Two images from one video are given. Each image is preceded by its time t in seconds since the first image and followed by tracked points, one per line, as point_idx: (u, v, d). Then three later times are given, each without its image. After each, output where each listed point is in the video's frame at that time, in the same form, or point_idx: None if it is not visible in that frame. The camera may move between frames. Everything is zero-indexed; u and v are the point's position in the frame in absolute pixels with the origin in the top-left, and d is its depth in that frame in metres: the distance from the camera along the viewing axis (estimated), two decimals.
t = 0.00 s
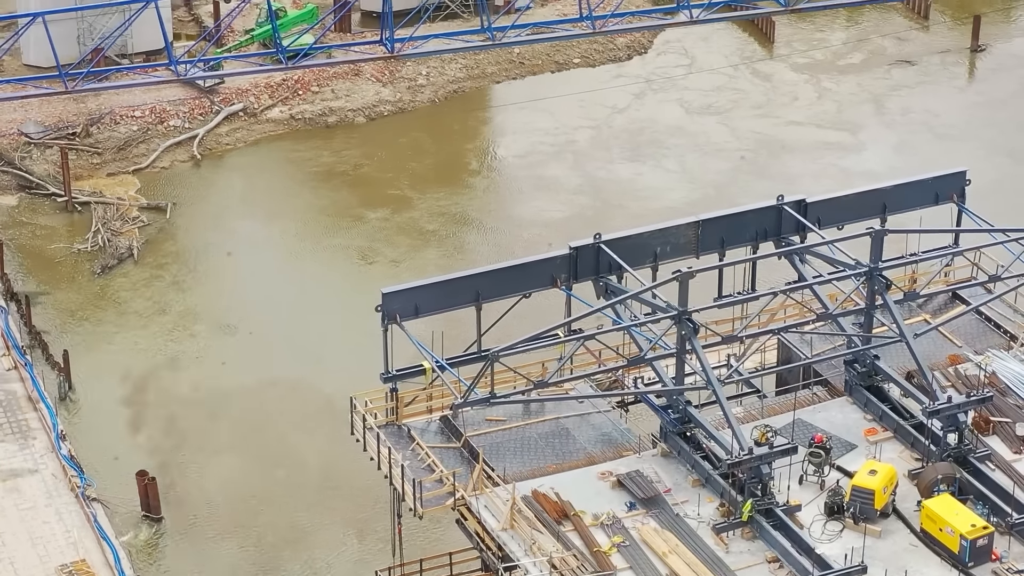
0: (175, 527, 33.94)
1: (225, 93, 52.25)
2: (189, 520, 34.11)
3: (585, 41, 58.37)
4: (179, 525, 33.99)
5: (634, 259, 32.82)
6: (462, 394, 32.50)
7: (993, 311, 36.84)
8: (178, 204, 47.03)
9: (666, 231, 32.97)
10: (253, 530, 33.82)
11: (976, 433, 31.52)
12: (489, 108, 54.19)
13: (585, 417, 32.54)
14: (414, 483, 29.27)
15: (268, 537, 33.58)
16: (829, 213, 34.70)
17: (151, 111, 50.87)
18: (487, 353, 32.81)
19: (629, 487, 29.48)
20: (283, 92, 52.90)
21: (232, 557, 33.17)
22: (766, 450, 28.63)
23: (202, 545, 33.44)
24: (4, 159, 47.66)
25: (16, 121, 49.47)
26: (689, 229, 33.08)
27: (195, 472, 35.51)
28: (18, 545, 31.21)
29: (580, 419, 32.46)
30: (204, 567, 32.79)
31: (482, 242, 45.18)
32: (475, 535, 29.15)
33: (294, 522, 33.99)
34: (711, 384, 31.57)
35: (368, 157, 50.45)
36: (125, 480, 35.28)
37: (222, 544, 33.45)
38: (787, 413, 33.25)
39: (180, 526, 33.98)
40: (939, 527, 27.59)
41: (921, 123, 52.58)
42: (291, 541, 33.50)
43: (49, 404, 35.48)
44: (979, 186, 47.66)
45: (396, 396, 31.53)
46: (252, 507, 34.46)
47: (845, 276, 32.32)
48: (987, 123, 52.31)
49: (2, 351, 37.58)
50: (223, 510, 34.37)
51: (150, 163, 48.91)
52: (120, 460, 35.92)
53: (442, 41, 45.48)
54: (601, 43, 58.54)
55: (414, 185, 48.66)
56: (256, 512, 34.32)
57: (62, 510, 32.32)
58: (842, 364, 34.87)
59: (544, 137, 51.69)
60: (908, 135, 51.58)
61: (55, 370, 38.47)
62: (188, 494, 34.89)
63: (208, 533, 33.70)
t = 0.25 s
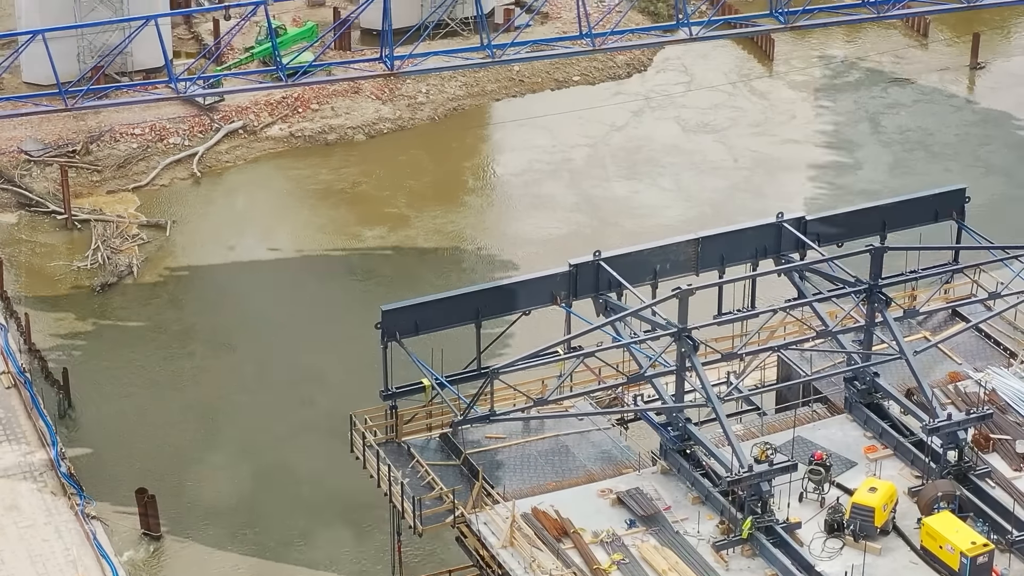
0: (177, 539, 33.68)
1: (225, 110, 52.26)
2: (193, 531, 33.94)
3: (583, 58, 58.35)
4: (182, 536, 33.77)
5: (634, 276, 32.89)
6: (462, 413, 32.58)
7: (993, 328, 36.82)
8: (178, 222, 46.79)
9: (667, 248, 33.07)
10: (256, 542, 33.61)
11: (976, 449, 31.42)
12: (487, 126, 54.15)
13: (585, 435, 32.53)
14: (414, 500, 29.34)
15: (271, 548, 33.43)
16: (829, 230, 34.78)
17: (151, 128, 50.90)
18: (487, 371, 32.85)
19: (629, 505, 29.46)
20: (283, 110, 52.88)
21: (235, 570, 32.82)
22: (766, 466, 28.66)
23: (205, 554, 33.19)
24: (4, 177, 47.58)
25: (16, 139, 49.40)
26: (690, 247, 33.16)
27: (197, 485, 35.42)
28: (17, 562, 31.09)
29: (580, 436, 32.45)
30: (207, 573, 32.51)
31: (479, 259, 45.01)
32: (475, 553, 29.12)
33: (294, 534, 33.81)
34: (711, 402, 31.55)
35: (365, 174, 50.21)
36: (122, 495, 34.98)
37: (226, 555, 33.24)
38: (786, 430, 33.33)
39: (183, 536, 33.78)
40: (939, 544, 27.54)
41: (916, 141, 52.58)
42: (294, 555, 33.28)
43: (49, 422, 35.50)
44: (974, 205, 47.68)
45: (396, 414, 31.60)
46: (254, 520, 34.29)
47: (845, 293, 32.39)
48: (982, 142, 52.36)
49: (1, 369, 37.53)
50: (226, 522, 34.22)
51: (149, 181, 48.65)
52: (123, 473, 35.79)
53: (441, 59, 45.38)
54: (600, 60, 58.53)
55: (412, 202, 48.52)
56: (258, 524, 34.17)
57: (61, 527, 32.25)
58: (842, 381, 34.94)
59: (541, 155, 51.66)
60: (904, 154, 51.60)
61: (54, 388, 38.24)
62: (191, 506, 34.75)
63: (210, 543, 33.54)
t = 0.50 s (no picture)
0: (181, 538, 33.94)
1: (225, 126, 52.24)
2: (195, 531, 34.16)
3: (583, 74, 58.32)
4: (185, 537, 33.99)
5: (634, 291, 32.89)
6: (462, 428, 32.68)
7: (994, 344, 36.82)
8: (178, 236, 46.71)
9: (666, 263, 33.08)
10: (257, 543, 33.79)
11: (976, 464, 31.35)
12: (486, 142, 54.12)
13: (585, 449, 32.49)
14: (414, 515, 29.35)
15: (271, 550, 33.62)
16: (828, 244, 34.77)
17: (151, 143, 50.81)
18: (487, 386, 32.85)
19: (629, 519, 29.42)
20: (283, 125, 52.86)
21: None
22: (767, 482, 28.50)
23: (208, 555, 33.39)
24: (4, 192, 47.44)
25: (16, 154, 49.29)
26: (690, 261, 33.15)
27: (199, 487, 35.64)
28: None
29: (580, 451, 32.40)
30: None
31: (476, 275, 44.98)
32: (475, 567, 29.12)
33: (295, 536, 33.99)
34: (711, 416, 31.52)
35: (364, 189, 50.14)
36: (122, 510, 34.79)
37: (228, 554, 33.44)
38: (786, 445, 33.67)
39: (185, 537, 34.00)
40: (940, 560, 27.47)
41: (913, 157, 52.54)
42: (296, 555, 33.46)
43: (49, 438, 35.49)
44: (971, 221, 47.69)
45: (397, 428, 31.65)
46: (256, 522, 34.48)
47: (844, 308, 32.40)
48: (978, 158, 52.39)
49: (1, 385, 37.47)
50: (227, 523, 34.43)
51: (149, 196, 48.52)
52: (126, 475, 36.04)
53: (441, 74, 45.32)
54: (600, 75, 58.50)
55: (409, 218, 48.46)
56: (260, 526, 34.35)
57: (61, 542, 32.14)
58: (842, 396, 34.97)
59: (538, 171, 51.61)
60: (901, 170, 51.62)
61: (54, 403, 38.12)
62: (193, 508, 34.95)
63: (212, 543, 33.78)
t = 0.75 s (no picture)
0: (191, 536, 34.40)
1: (229, 142, 52.16)
2: (203, 530, 34.62)
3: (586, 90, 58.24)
4: (194, 535, 34.45)
5: (637, 308, 32.87)
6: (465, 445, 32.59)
7: (997, 360, 36.85)
8: (181, 253, 46.65)
9: (670, 280, 33.04)
10: (265, 542, 34.21)
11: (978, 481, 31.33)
12: (491, 159, 54.12)
13: (588, 466, 32.41)
14: (417, 532, 29.27)
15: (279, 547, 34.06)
16: (831, 262, 34.76)
17: (154, 160, 50.66)
18: (490, 403, 32.85)
19: (632, 537, 29.32)
20: (287, 142, 52.83)
21: None
22: (770, 499, 28.80)
23: (216, 554, 33.80)
24: (7, 209, 47.18)
25: (19, 171, 49.08)
26: (693, 278, 33.09)
27: (206, 488, 36.07)
28: None
29: (583, 468, 32.27)
30: None
31: (476, 293, 44.93)
32: None
33: (302, 536, 34.37)
34: (714, 433, 31.50)
35: (366, 207, 50.18)
36: (124, 526, 34.63)
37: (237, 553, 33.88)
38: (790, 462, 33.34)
39: (193, 535, 34.46)
40: None
41: (914, 176, 52.54)
42: (303, 553, 33.89)
43: (52, 455, 35.40)
44: (971, 241, 47.70)
45: (398, 445, 31.63)
46: (263, 523, 34.85)
47: (847, 326, 32.42)
48: (978, 176, 52.41)
49: (4, 401, 37.36)
50: (235, 522, 34.89)
51: (153, 213, 48.44)
52: (135, 477, 36.51)
53: (445, 91, 45.32)
54: (603, 92, 58.45)
55: (410, 236, 48.47)
56: (267, 527, 34.73)
57: (64, 559, 32.05)
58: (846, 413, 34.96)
59: (539, 189, 51.59)
60: (902, 188, 51.64)
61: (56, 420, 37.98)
62: (200, 509, 35.35)
63: (221, 541, 34.25)
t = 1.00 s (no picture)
0: (199, 535, 34.72)
1: (232, 157, 51.89)
2: (210, 528, 34.99)
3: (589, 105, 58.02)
4: (201, 534, 34.79)
5: (640, 323, 32.84)
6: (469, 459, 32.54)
7: (1001, 375, 36.77)
8: (185, 268, 46.51)
9: (673, 295, 33.02)
10: (270, 540, 34.55)
11: (982, 496, 31.34)
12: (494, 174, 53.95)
13: (591, 481, 32.38)
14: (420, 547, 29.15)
15: (284, 543, 34.44)
16: (835, 277, 34.74)
17: (158, 175, 50.59)
18: (492, 418, 32.95)
19: (636, 552, 29.30)
20: (290, 157, 52.62)
21: None
22: (774, 513, 28.86)
23: (224, 552, 34.18)
24: (10, 223, 46.88)
25: (23, 186, 48.72)
26: (696, 293, 33.09)
27: (208, 491, 36.32)
28: None
29: (586, 483, 32.27)
30: None
31: (475, 311, 44.61)
32: None
33: (300, 539, 34.54)
34: (718, 448, 31.48)
35: (369, 223, 50.07)
36: (127, 540, 34.43)
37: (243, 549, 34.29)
38: (793, 476, 33.29)
39: (200, 533, 34.81)
40: None
41: (915, 192, 52.33)
42: (307, 550, 34.25)
43: (56, 469, 35.26)
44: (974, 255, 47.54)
45: (402, 459, 31.52)
46: (265, 525, 35.09)
47: (851, 340, 32.42)
48: (978, 193, 52.31)
49: (7, 416, 37.20)
50: (240, 521, 35.23)
51: (157, 228, 48.31)
52: (142, 477, 36.90)
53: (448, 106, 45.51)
54: (606, 107, 58.24)
55: (410, 252, 48.30)
56: (265, 530, 34.90)
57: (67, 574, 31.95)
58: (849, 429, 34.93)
59: (540, 204, 51.44)
60: (903, 205, 51.54)
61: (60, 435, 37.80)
62: (203, 511, 35.59)
63: (225, 545, 34.31)
